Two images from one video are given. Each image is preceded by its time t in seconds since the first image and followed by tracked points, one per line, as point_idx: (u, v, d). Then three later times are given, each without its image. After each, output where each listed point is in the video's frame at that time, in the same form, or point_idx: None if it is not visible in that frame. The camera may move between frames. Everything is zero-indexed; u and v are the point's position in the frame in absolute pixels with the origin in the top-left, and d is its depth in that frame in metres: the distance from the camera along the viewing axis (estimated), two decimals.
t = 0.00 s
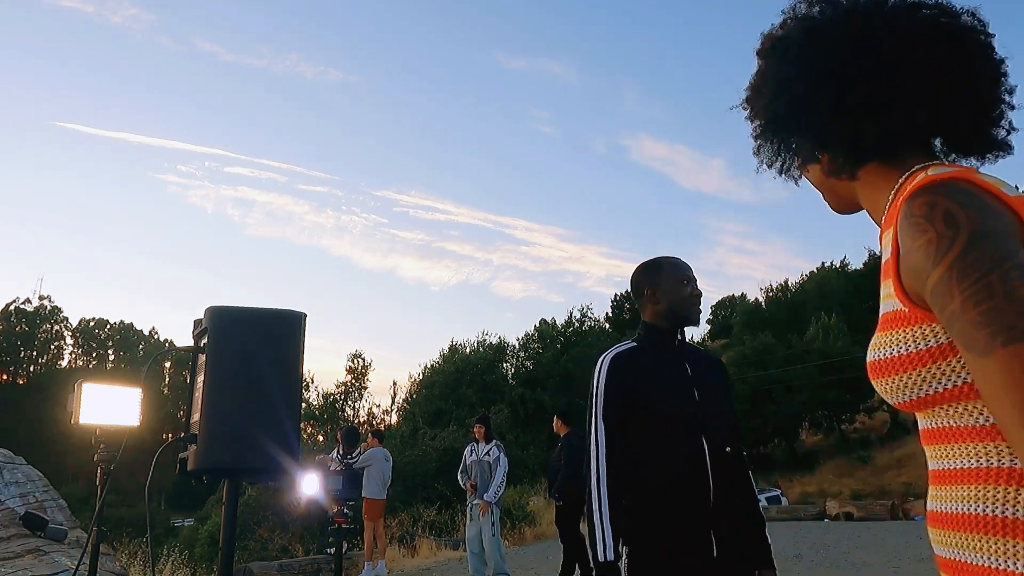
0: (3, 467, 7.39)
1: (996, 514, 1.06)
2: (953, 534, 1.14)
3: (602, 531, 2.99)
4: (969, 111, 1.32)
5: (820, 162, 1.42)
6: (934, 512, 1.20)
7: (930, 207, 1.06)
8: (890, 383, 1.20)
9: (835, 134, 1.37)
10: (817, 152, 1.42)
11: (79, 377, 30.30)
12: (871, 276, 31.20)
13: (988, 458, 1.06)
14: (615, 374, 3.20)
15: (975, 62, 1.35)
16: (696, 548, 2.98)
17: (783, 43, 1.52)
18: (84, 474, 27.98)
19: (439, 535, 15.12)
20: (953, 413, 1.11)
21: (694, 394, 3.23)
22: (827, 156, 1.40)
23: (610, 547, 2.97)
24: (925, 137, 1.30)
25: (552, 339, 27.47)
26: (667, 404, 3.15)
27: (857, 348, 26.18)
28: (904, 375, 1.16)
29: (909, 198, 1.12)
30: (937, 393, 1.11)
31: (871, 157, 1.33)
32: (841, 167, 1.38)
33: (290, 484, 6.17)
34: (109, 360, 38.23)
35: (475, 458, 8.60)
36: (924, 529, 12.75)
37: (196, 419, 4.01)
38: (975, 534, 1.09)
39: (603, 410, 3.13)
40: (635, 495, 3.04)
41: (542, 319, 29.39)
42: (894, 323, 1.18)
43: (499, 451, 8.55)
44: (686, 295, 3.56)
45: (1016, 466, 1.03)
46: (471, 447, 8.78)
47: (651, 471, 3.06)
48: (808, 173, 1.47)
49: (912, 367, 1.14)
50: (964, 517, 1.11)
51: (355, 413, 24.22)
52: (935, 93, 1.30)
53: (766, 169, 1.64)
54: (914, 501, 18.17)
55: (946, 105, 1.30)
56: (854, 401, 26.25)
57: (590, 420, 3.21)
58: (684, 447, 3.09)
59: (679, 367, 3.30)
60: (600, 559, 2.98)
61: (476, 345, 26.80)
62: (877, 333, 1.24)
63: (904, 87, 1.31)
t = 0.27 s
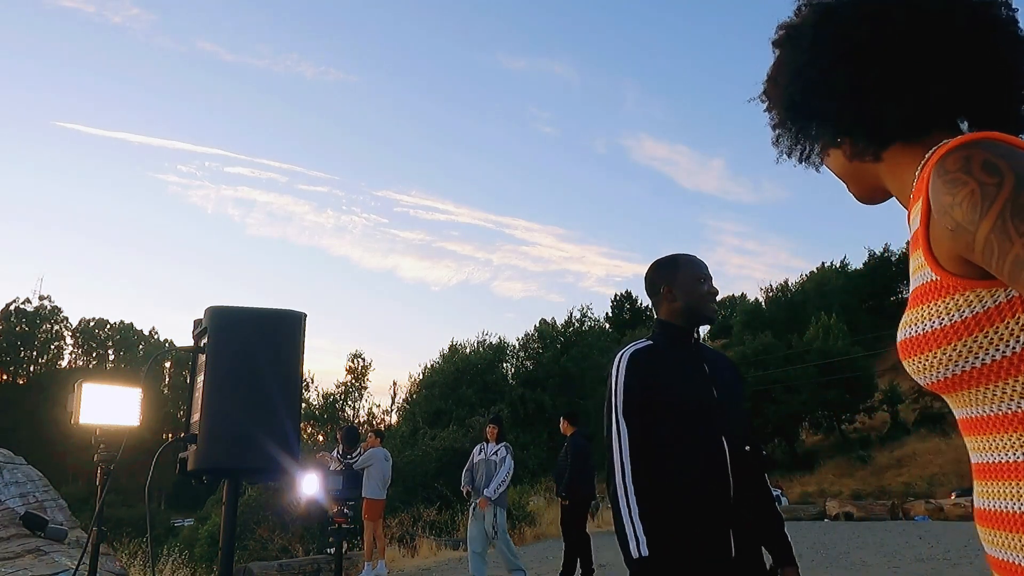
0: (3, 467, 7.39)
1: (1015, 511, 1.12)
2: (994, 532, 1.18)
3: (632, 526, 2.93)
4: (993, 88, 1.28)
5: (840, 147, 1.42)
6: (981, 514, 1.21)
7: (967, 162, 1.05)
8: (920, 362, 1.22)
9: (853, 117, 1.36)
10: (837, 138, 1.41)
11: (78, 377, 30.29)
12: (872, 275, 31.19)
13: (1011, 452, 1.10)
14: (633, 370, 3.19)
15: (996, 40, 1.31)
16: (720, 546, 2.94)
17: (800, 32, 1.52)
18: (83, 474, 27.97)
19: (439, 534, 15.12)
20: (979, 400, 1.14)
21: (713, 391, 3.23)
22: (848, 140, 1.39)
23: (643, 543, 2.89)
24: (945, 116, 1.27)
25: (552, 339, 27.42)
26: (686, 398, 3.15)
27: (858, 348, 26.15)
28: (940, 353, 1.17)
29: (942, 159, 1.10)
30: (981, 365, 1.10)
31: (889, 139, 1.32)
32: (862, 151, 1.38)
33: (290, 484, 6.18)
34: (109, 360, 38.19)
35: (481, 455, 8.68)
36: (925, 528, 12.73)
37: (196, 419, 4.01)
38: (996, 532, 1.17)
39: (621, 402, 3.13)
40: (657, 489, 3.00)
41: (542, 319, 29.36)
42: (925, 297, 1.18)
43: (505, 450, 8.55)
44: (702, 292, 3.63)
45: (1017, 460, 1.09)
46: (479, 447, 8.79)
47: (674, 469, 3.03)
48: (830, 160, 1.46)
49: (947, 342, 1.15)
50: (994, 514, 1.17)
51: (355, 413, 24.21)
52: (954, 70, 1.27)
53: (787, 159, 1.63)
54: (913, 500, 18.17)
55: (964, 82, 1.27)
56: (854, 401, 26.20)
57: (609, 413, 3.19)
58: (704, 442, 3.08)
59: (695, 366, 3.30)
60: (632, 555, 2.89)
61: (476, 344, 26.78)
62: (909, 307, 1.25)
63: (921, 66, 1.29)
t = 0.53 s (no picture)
0: (3, 467, 7.39)
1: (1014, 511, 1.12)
2: (998, 532, 1.18)
3: (655, 522, 2.91)
4: (1004, 91, 1.26)
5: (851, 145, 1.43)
6: (987, 516, 1.21)
7: (949, 179, 1.07)
8: (918, 365, 1.22)
9: (861, 119, 1.37)
10: (849, 139, 1.42)
11: (79, 377, 30.31)
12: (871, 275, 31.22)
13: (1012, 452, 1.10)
14: (638, 368, 3.19)
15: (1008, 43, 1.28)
16: (731, 546, 2.94)
17: (814, 33, 1.51)
18: (84, 474, 27.97)
19: (439, 534, 15.15)
20: (981, 399, 1.13)
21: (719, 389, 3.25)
22: (857, 140, 1.40)
23: (669, 537, 2.86)
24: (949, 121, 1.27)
25: (552, 339, 27.38)
26: (695, 396, 3.15)
27: (858, 348, 26.17)
28: (934, 356, 1.17)
29: (931, 171, 1.13)
30: (964, 372, 1.13)
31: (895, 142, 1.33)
32: (873, 151, 1.38)
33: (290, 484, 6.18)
34: (109, 360, 38.19)
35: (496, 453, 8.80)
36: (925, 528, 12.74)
37: (196, 419, 4.01)
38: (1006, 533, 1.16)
39: (629, 399, 3.13)
40: (670, 486, 2.99)
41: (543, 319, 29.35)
42: (919, 303, 1.19)
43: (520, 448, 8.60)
44: (705, 290, 3.63)
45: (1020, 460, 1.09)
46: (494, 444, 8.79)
47: (682, 468, 3.02)
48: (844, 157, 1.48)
49: (943, 345, 1.15)
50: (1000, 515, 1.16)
51: (355, 413, 24.23)
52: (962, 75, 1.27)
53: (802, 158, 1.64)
54: (914, 500, 18.17)
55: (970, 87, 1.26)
56: (854, 401, 26.22)
57: (614, 411, 3.20)
58: (712, 439, 3.08)
59: (696, 364, 3.29)
60: (658, 551, 2.85)
61: (476, 345, 26.79)
62: (906, 312, 1.25)
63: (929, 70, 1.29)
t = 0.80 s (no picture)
0: (3, 467, 7.39)
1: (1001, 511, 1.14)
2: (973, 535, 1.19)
3: (653, 525, 2.90)
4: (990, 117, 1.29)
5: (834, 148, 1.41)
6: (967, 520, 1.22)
7: (933, 204, 1.11)
8: (898, 366, 1.22)
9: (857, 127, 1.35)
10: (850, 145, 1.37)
11: (79, 377, 30.31)
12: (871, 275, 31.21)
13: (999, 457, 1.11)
14: (636, 367, 3.19)
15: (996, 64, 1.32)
16: (729, 547, 2.93)
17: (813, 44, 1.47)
18: (83, 474, 27.93)
19: (439, 534, 15.15)
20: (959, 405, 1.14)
21: (717, 389, 3.24)
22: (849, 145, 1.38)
23: (666, 541, 2.86)
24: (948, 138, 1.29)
25: (552, 339, 27.31)
26: (694, 395, 3.15)
27: (858, 348, 26.16)
28: (908, 359, 1.19)
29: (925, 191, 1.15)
30: (931, 378, 1.17)
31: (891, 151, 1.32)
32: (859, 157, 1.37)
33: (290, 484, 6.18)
34: (109, 360, 38.13)
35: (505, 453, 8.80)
36: (925, 528, 12.73)
37: (196, 419, 4.01)
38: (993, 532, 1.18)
39: (628, 399, 3.13)
40: (669, 487, 2.98)
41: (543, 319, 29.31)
42: (899, 311, 1.22)
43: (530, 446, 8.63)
44: (703, 288, 3.66)
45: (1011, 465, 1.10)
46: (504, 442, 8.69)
47: (682, 468, 3.02)
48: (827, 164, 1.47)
49: (918, 349, 1.17)
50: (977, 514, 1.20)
51: (355, 413, 24.22)
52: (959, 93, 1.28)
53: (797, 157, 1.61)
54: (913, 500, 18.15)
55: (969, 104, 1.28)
56: (855, 401, 26.21)
57: (613, 411, 3.20)
58: (712, 439, 3.08)
59: (695, 364, 3.29)
60: (656, 554, 2.86)
61: (476, 345, 26.79)
62: (892, 317, 1.25)
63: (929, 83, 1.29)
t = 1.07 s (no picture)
0: (3, 467, 7.39)
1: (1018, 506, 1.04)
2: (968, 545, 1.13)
3: (639, 528, 2.96)
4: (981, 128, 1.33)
5: (839, 114, 1.31)
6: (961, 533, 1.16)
7: (954, 190, 1.07)
8: (895, 364, 1.21)
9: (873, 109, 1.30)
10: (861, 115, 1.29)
11: (79, 377, 30.33)
12: (871, 275, 31.23)
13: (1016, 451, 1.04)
14: (632, 368, 3.21)
15: (981, 84, 1.36)
16: (722, 548, 2.93)
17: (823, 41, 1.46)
18: (83, 474, 27.92)
19: (439, 534, 15.15)
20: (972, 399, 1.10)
21: (715, 388, 3.23)
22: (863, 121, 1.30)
23: (649, 545, 2.92)
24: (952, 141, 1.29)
25: (552, 339, 27.30)
26: (690, 395, 3.14)
27: (858, 348, 26.16)
28: (912, 355, 1.17)
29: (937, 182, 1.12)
30: (937, 371, 1.14)
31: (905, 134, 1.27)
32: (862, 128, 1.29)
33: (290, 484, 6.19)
34: (109, 361, 38.13)
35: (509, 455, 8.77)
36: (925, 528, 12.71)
37: (196, 419, 4.01)
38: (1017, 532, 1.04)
39: (622, 400, 3.15)
40: (660, 488, 3.00)
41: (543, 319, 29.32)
42: (901, 308, 1.19)
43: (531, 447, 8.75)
44: (700, 287, 3.66)
45: None
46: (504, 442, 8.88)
47: (678, 468, 3.03)
48: (810, 131, 1.36)
49: (919, 346, 1.15)
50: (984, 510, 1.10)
51: (355, 413, 24.22)
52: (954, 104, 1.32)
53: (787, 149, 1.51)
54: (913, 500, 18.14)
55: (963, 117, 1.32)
56: (854, 401, 26.20)
57: (610, 411, 3.21)
58: (707, 439, 3.07)
59: (694, 363, 3.29)
60: (638, 558, 2.93)
61: (476, 345, 26.80)
62: (889, 317, 1.24)
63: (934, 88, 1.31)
